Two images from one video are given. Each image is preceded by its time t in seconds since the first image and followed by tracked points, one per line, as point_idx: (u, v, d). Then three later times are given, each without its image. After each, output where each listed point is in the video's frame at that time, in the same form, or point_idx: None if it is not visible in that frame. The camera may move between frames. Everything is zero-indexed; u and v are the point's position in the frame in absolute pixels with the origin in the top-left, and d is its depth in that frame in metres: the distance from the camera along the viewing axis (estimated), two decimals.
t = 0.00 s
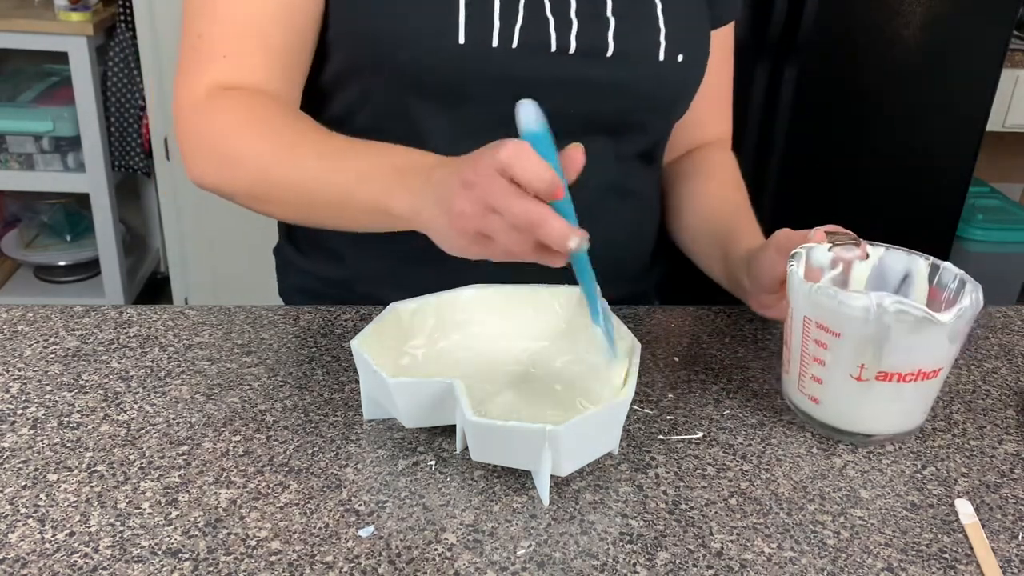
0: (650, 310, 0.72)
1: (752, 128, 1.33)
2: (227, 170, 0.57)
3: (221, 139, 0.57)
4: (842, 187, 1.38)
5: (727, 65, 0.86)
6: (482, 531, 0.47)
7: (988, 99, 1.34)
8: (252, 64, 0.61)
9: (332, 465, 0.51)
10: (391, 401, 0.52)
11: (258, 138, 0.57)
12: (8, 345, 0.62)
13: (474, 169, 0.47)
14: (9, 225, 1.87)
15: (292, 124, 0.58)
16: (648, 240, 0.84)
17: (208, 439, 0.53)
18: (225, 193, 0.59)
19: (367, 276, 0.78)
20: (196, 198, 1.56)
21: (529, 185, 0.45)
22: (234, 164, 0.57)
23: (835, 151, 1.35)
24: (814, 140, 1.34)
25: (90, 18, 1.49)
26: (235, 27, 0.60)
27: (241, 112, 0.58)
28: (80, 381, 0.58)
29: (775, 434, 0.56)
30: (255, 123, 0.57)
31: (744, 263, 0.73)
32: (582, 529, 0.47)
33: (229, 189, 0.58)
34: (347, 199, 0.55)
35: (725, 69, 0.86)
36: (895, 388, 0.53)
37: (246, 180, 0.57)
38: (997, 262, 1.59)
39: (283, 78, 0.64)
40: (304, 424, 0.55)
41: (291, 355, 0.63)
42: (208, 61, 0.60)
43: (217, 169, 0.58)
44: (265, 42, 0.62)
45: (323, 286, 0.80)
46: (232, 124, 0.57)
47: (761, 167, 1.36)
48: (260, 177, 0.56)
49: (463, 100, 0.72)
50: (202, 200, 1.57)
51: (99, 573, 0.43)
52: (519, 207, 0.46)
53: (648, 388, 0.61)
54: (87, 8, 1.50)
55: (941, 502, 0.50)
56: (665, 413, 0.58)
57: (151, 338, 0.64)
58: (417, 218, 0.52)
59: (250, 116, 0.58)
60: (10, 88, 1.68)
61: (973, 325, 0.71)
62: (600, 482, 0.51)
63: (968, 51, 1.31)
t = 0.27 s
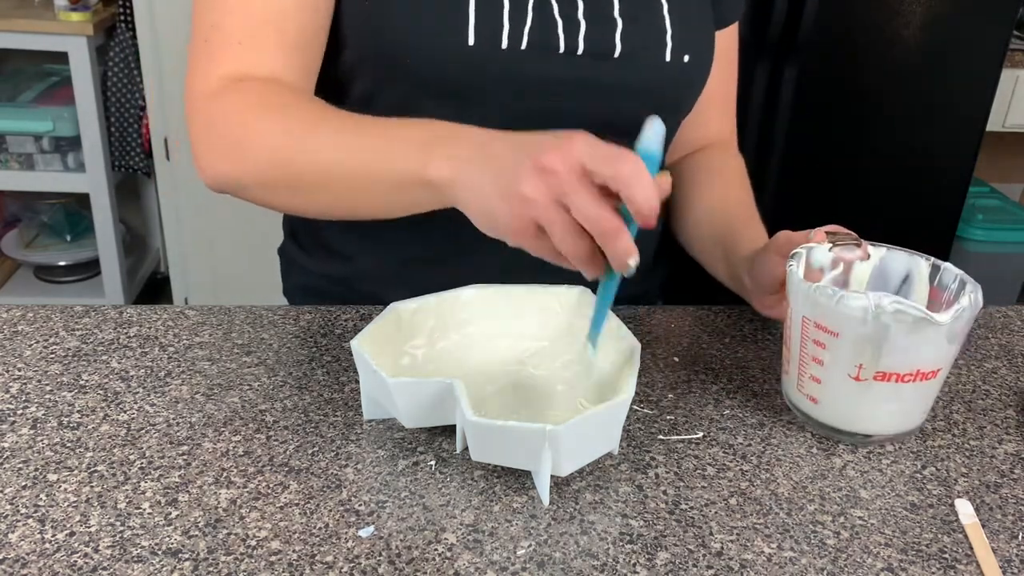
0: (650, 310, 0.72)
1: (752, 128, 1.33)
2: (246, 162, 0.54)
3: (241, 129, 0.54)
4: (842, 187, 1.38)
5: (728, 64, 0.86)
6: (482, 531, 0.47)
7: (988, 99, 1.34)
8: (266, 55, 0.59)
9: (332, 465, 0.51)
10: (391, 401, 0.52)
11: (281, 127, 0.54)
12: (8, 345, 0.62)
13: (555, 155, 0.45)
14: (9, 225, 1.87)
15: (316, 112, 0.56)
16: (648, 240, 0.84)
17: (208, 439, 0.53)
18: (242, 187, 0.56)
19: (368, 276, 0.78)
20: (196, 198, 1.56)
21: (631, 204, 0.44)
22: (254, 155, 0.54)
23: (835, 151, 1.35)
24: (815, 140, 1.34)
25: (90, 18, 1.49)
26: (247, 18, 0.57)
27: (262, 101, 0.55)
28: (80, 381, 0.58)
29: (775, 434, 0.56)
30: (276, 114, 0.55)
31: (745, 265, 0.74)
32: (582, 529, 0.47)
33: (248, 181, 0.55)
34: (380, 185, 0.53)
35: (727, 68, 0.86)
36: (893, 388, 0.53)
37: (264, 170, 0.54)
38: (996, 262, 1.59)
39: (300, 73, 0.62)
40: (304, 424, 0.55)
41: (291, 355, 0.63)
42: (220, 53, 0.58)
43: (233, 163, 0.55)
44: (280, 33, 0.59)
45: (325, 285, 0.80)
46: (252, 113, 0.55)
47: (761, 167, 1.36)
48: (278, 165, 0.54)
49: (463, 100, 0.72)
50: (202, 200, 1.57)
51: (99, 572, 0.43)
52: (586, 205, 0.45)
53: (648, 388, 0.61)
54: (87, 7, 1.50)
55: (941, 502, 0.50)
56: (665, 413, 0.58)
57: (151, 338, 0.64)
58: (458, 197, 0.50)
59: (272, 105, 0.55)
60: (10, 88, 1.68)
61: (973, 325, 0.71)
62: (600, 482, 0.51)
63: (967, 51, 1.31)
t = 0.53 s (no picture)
0: (650, 310, 0.72)
1: (752, 128, 1.33)
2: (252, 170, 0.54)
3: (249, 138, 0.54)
4: (842, 188, 1.38)
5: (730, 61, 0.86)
6: (482, 531, 0.47)
7: (988, 99, 1.34)
8: (271, 60, 0.58)
9: (332, 465, 0.51)
10: (391, 401, 0.52)
11: (290, 135, 0.54)
12: (8, 345, 0.62)
13: (562, 157, 0.45)
14: (10, 225, 1.87)
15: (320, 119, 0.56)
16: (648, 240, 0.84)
17: (208, 439, 0.53)
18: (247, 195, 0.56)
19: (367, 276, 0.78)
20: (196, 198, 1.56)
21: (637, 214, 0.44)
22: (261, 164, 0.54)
23: (835, 151, 1.35)
24: (815, 140, 1.34)
25: (90, 18, 1.49)
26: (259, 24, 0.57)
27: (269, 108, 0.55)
28: (80, 381, 0.58)
29: (775, 434, 0.56)
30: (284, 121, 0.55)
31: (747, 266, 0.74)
32: (582, 529, 0.47)
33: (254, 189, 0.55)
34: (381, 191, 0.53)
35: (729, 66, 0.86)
36: (892, 388, 0.53)
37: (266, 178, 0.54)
38: (997, 262, 1.59)
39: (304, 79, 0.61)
40: (304, 424, 0.55)
41: (291, 355, 0.63)
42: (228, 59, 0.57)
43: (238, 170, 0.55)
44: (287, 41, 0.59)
45: (325, 286, 0.80)
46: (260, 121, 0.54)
47: (761, 167, 1.36)
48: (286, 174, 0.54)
49: (463, 100, 0.72)
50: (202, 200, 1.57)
51: (99, 572, 0.43)
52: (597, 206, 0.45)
53: (648, 388, 0.61)
54: (87, 7, 1.50)
55: (941, 502, 0.50)
56: (665, 413, 0.58)
57: (150, 338, 0.64)
58: (467, 208, 0.50)
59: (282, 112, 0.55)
60: (10, 88, 1.68)
61: (973, 325, 0.71)
62: (600, 482, 0.51)
63: (968, 51, 1.31)
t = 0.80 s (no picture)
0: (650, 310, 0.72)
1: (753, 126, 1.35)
2: (260, 132, 0.44)
3: (268, 97, 0.44)
4: (842, 188, 1.38)
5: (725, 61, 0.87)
6: (482, 531, 0.47)
7: (988, 99, 1.34)
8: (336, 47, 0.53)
9: (332, 465, 0.51)
10: (391, 401, 0.52)
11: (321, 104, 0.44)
12: (8, 345, 0.62)
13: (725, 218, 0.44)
14: (10, 225, 1.87)
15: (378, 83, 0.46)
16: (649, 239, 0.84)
17: (208, 439, 0.53)
18: (254, 151, 0.45)
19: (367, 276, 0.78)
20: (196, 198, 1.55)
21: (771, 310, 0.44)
22: (280, 123, 0.43)
23: (835, 151, 1.35)
24: (814, 140, 1.34)
25: (90, 18, 1.49)
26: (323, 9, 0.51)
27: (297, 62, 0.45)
28: (79, 381, 0.58)
29: (775, 434, 0.56)
30: (316, 79, 0.44)
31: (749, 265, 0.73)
32: (582, 529, 0.47)
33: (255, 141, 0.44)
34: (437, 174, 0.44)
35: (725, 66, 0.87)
36: (890, 386, 0.53)
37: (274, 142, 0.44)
38: (996, 262, 1.59)
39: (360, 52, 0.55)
40: (304, 424, 0.55)
41: (291, 355, 0.63)
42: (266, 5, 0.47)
43: (243, 125, 0.44)
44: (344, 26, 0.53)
45: (327, 285, 0.80)
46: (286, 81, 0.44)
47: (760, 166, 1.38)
48: (298, 140, 0.43)
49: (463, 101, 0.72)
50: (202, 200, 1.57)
51: (99, 572, 0.43)
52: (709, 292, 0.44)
53: (648, 388, 0.61)
54: (87, 7, 1.50)
55: (941, 502, 0.50)
56: (665, 413, 0.58)
57: (150, 338, 0.64)
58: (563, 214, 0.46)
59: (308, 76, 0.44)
60: (10, 88, 1.68)
61: (973, 325, 0.71)
62: (600, 482, 0.51)
63: (968, 51, 1.31)
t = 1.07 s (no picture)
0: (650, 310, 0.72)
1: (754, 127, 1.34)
2: (241, 162, 0.53)
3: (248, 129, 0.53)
4: (842, 188, 1.38)
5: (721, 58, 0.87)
6: (482, 531, 0.47)
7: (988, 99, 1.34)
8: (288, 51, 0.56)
9: (332, 465, 0.51)
10: (391, 401, 0.52)
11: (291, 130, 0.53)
12: (8, 345, 0.62)
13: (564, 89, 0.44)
14: (10, 225, 1.87)
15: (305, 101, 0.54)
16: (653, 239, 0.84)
17: (208, 439, 0.53)
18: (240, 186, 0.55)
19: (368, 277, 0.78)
20: (196, 199, 1.56)
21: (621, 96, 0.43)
22: (256, 152, 0.53)
23: (835, 151, 1.35)
24: (814, 140, 1.34)
25: (90, 18, 1.49)
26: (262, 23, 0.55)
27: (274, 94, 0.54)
28: (79, 381, 0.58)
29: (775, 434, 0.56)
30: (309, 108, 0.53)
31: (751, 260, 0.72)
32: (582, 529, 0.47)
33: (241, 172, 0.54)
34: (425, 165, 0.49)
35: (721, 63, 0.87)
36: (890, 387, 0.53)
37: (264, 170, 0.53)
38: (997, 262, 1.59)
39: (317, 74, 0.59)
40: (304, 424, 0.55)
41: (291, 355, 0.62)
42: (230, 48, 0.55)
43: (230, 159, 0.54)
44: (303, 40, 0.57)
45: (325, 289, 0.80)
46: (258, 111, 0.53)
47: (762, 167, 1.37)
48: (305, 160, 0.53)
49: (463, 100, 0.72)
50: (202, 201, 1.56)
51: (99, 572, 0.42)
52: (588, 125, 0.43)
53: (648, 388, 0.61)
54: (87, 7, 1.50)
55: (941, 502, 0.50)
56: (665, 413, 0.58)
57: (150, 338, 0.64)
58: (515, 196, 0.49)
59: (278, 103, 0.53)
60: (10, 88, 1.68)
61: (974, 325, 0.71)
62: (600, 482, 0.51)
63: (967, 51, 1.31)
